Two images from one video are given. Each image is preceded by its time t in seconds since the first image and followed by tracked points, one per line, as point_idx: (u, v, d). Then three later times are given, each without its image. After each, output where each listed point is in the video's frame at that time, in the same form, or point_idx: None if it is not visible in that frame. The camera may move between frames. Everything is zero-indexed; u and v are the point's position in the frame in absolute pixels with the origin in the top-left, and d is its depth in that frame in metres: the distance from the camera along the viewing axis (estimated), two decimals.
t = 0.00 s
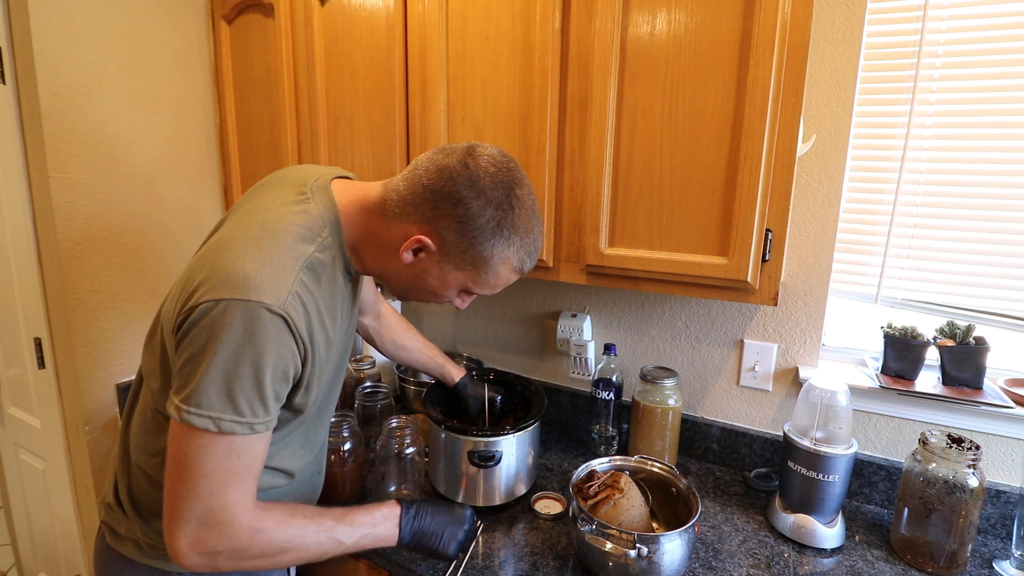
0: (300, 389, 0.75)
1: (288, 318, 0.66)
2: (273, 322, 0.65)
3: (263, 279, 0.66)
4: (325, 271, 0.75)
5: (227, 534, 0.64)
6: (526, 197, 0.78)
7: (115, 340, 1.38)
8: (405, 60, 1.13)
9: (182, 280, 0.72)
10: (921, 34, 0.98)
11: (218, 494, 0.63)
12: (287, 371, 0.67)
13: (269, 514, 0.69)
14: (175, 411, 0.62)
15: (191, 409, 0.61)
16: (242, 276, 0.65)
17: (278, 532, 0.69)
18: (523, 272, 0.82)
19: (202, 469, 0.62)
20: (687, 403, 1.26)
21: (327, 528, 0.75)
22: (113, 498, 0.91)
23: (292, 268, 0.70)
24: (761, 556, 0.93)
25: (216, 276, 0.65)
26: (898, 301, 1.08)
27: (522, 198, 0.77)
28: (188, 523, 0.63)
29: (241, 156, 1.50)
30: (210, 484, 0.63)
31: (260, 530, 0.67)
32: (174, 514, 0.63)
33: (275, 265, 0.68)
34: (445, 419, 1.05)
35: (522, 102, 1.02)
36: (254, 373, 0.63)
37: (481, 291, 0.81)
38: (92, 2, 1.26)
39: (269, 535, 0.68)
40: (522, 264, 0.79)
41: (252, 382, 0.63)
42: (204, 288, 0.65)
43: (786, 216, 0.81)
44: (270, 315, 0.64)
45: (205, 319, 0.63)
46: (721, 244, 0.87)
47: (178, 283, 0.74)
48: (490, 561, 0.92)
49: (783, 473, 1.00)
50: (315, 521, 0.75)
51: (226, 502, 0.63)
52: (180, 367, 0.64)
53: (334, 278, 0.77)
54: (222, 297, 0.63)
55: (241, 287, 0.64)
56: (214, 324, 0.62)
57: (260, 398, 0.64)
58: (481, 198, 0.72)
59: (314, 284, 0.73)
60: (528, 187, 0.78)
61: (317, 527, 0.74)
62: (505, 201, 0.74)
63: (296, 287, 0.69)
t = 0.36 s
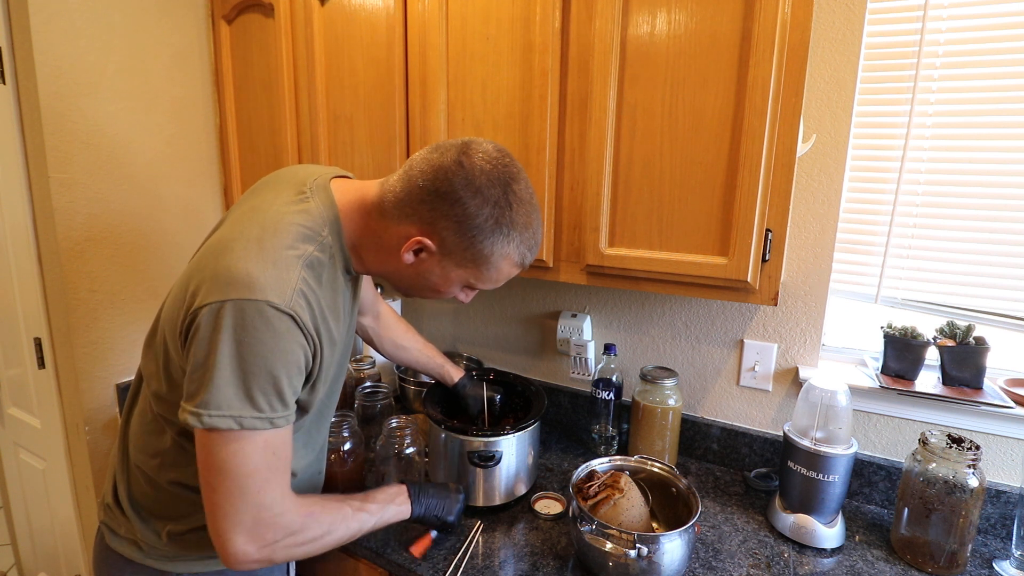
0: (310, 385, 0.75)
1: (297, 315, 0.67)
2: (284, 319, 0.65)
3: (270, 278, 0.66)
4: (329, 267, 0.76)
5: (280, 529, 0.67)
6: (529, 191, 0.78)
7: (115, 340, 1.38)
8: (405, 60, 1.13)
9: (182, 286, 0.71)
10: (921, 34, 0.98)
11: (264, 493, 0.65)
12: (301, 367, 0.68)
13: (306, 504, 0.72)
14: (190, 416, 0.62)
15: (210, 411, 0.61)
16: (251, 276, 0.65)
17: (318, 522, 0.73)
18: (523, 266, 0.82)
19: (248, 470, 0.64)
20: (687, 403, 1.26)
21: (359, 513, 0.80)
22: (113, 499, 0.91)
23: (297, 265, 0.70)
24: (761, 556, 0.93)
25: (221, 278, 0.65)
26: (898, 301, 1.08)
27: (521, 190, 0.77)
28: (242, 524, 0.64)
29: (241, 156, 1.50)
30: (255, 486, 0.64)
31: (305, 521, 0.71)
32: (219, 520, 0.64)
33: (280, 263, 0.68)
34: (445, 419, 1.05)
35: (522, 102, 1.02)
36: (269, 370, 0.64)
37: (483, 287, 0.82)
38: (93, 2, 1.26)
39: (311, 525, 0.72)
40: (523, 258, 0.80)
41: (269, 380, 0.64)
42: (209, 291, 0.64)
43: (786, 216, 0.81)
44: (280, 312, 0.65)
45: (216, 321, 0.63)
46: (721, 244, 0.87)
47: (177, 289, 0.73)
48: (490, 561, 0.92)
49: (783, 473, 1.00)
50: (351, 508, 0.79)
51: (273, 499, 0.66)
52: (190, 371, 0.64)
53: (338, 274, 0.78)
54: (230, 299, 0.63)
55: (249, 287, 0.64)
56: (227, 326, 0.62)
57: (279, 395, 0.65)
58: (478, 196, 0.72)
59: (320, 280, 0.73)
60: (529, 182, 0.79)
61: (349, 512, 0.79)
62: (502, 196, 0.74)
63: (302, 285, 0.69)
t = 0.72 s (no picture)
0: (293, 372, 0.75)
1: (279, 298, 0.66)
2: (265, 301, 0.64)
3: (257, 259, 0.66)
4: (322, 257, 0.75)
5: (192, 505, 0.64)
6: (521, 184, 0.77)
7: (115, 340, 1.38)
8: (405, 60, 1.13)
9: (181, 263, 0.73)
10: (921, 34, 0.98)
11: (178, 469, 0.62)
12: (275, 351, 0.67)
13: (232, 477, 0.67)
14: (164, 386, 0.62)
15: (180, 382, 0.61)
16: (237, 255, 0.65)
17: (242, 493, 0.68)
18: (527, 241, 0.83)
19: (165, 446, 0.62)
20: (687, 403, 1.26)
21: (295, 470, 0.74)
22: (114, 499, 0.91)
23: (287, 250, 0.70)
24: (761, 556, 0.93)
25: (213, 255, 0.65)
26: (898, 301, 1.08)
27: (512, 167, 0.76)
28: (155, 495, 0.64)
29: (241, 156, 1.50)
30: (173, 462, 0.62)
31: (221, 498, 0.66)
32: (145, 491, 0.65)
33: (269, 246, 0.68)
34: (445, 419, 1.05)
35: (522, 102, 1.02)
36: (243, 351, 0.63)
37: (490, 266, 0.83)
38: (93, 2, 1.26)
39: (234, 500, 0.67)
40: (524, 232, 0.80)
41: (242, 359, 0.63)
42: (200, 266, 0.65)
43: (786, 216, 0.81)
44: (261, 293, 0.64)
45: (198, 295, 0.63)
46: (721, 243, 0.87)
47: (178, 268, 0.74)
48: (490, 560, 0.92)
49: (783, 473, 1.00)
50: (281, 470, 0.73)
51: (184, 478, 0.63)
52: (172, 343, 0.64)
53: (332, 265, 0.77)
54: (216, 275, 0.63)
55: (235, 265, 0.64)
56: (205, 301, 0.62)
57: (248, 376, 0.64)
58: (476, 174, 0.72)
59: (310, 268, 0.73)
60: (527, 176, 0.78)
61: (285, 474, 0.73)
62: (497, 174, 0.74)
63: (291, 269, 0.69)
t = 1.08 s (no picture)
0: (305, 351, 0.74)
1: (285, 276, 0.66)
2: (272, 281, 0.64)
3: (257, 241, 0.65)
4: (316, 234, 0.75)
5: (241, 492, 0.64)
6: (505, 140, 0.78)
7: (114, 340, 1.38)
8: (405, 60, 1.13)
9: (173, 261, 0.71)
10: (921, 34, 0.98)
11: (220, 462, 0.62)
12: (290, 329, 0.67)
13: (271, 459, 0.68)
14: (185, 379, 0.61)
15: (203, 372, 0.60)
16: (234, 241, 0.63)
17: (286, 472, 0.69)
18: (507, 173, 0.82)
19: (202, 442, 0.62)
20: (687, 403, 1.26)
21: (332, 440, 0.74)
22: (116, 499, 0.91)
23: (283, 230, 0.69)
24: (761, 556, 0.93)
25: (210, 246, 0.63)
26: (898, 301, 1.08)
27: (478, 108, 0.74)
28: (203, 492, 0.63)
29: (241, 156, 1.50)
30: (213, 457, 0.62)
31: (268, 477, 0.67)
32: (191, 491, 0.64)
33: (266, 228, 0.67)
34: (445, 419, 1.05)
35: (522, 102, 1.02)
36: (260, 331, 0.63)
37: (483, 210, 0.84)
38: (94, 2, 1.27)
39: (280, 479, 0.68)
40: (504, 168, 0.80)
41: (261, 340, 0.63)
42: (199, 258, 0.63)
43: (786, 216, 0.81)
44: (267, 274, 0.63)
45: (207, 286, 0.61)
46: (721, 244, 0.87)
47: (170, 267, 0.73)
48: (490, 560, 0.92)
49: (783, 473, 1.00)
50: (319, 442, 0.73)
51: (228, 470, 0.63)
52: (184, 337, 0.63)
53: (325, 241, 0.77)
54: (218, 263, 0.62)
55: (235, 250, 0.63)
56: (214, 289, 0.61)
57: (269, 356, 0.64)
58: (445, 124, 0.71)
59: (306, 245, 0.72)
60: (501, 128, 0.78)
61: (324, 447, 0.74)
62: (466, 119, 0.72)
63: (290, 249, 0.68)
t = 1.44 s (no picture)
0: (303, 331, 0.74)
1: (277, 250, 0.66)
2: (265, 255, 0.64)
3: (243, 220, 0.65)
4: (298, 215, 0.75)
5: (271, 468, 0.64)
6: (482, 132, 0.81)
7: (114, 340, 1.38)
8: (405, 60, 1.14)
9: (159, 258, 0.71)
10: (921, 34, 0.98)
11: (247, 442, 0.62)
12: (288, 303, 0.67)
13: (294, 431, 0.67)
14: (189, 361, 0.61)
15: (207, 350, 0.60)
16: (223, 221, 0.64)
17: (313, 441, 0.69)
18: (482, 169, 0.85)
19: (222, 427, 0.61)
20: (687, 403, 1.26)
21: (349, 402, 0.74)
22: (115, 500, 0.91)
23: (267, 209, 0.69)
24: (761, 556, 0.93)
25: (199, 230, 0.64)
26: (898, 301, 1.08)
27: (461, 94, 0.78)
28: (236, 477, 0.63)
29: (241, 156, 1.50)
30: (237, 439, 0.61)
31: (295, 448, 0.67)
32: (226, 482, 0.64)
33: (251, 208, 0.67)
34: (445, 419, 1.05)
35: (522, 102, 1.02)
36: (260, 305, 0.63)
37: (456, 195, 0.84)
38: (94, 3, 1.27)
39: (309, 449, 0.68)
40: (480, 158, 0.82)
41: (262, 314, 0.63)
42: (187, 243, 0.64)
43: (786, 216, 0.81)
44: (259, 248, 0.64)
45: (203, 267, 0.61)
46: (721, 244, 0.87)
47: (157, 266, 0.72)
48: (490, 560, 0.92)
49: (783, 473, 1.00)
50: (338, 407, 0.72)
51: (256, 449, 0.62)
52: (183, 323, 0.63)
53: (308, 221, 0.77)
54: (208, 243, 0.62)
55: (224, 229, 0.63)
56: (209, 267, 0.61)
57: (272, 328, 0.64)
58: (425, 98, 0.73)
59: (290, 225, 0.73)
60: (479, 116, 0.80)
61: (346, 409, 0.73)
62: (447, 96, 0.75)
63: (276, 226, 0.69)
